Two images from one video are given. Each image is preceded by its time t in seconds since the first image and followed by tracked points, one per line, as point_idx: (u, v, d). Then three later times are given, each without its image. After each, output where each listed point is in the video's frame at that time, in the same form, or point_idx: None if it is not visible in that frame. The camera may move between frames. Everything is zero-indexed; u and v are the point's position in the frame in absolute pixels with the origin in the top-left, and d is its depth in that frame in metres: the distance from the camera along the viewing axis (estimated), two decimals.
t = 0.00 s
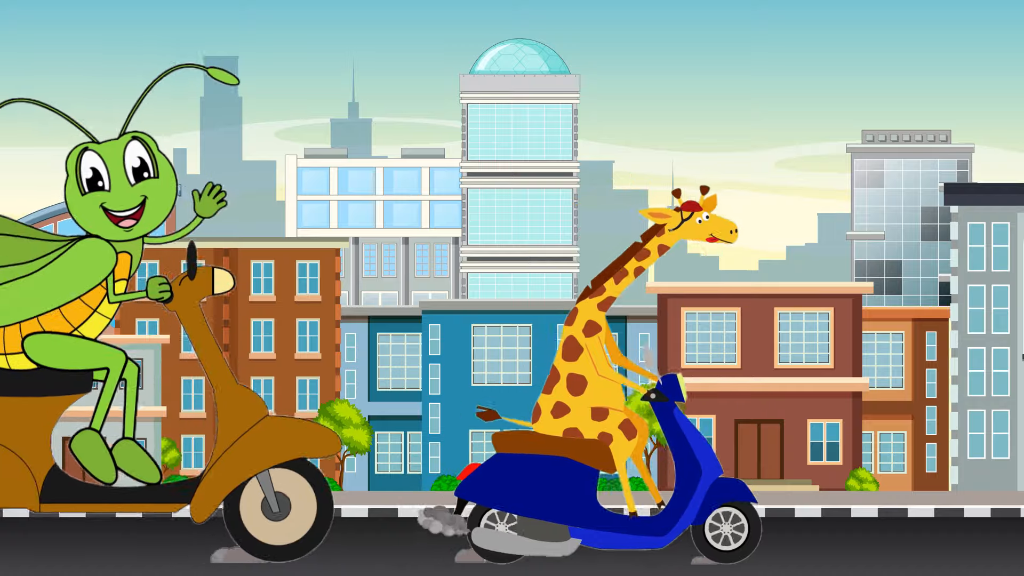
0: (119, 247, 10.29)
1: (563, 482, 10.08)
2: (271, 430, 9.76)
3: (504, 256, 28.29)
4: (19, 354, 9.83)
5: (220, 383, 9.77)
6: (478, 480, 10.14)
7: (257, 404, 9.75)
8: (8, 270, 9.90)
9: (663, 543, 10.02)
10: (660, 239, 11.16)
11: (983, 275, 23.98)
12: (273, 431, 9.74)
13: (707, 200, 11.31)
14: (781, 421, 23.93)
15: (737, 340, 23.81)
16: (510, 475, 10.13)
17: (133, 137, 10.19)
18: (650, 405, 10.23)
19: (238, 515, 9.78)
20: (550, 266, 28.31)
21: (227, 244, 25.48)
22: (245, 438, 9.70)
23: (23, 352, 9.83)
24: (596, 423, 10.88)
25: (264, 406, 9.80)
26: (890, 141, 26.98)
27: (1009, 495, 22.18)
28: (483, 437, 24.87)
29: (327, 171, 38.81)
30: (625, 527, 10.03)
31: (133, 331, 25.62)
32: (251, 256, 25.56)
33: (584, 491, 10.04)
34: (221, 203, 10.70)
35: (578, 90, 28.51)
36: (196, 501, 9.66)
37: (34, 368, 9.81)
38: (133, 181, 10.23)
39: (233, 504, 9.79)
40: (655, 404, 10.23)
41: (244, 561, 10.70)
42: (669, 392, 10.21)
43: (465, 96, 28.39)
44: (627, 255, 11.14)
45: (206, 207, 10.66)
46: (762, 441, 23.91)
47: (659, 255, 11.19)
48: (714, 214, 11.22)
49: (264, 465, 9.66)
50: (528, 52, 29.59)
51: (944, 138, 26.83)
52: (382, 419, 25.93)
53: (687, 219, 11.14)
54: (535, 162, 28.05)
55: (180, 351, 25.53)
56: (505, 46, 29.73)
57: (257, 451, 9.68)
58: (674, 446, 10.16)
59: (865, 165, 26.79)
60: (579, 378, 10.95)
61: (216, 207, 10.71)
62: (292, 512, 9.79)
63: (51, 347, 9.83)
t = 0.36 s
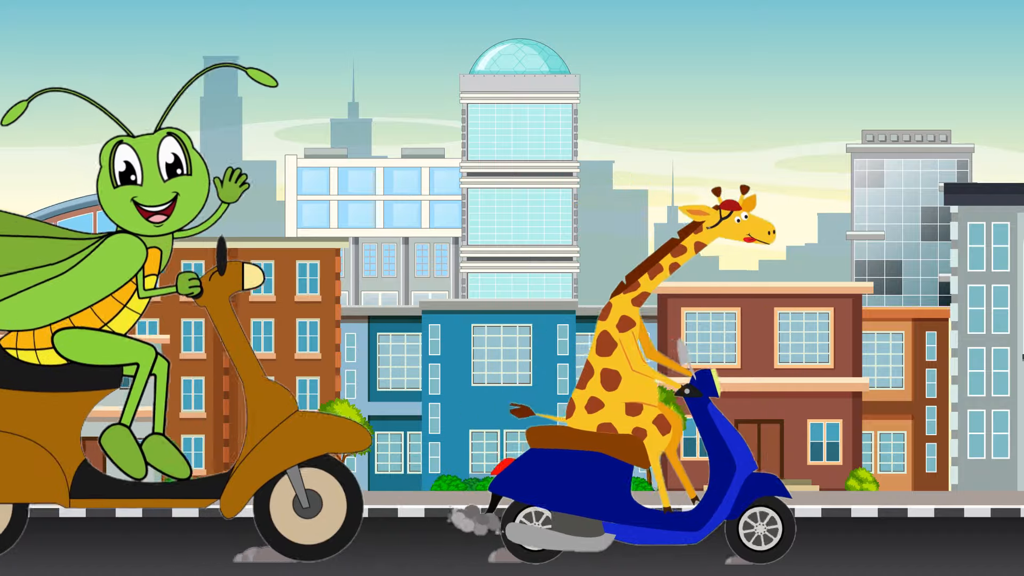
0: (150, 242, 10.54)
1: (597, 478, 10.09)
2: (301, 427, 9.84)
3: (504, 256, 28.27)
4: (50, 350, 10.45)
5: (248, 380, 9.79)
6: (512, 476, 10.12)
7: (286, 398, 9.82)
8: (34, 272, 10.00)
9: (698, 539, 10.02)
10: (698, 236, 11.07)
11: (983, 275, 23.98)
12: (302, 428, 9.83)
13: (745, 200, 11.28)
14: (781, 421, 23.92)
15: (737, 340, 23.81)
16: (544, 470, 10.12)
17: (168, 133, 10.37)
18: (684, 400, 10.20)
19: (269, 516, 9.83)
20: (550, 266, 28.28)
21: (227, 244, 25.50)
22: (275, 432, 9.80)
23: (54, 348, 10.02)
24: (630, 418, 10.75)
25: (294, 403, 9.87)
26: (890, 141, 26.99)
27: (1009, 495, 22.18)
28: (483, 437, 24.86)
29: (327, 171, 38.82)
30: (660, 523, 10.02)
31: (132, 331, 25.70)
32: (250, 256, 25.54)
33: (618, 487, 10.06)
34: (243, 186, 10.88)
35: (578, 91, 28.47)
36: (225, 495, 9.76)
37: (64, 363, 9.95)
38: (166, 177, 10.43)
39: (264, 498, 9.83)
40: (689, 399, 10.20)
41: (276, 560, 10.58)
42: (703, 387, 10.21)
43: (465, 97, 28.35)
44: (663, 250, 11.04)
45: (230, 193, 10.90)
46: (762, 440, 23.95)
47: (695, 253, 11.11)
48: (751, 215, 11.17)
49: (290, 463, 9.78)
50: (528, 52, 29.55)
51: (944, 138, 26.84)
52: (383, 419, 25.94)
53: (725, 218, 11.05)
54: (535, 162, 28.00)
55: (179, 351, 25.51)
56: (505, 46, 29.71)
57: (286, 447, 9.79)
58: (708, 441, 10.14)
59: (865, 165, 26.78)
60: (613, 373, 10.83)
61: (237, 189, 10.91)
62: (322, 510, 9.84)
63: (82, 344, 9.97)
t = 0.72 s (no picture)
0: (180, 239, 11.24)
1: (631, 481, 10.54)
2: (331, 422, 10.43)
3: (504, 256, 28.14)
4: (80, 347, 10.99)
5: (280, 377, 10.41)
6: (548, 479, 10.64)
7: (317, 396, 10.41)
8: (69, 264, 10.89)
9: (731, 543, 10.42)
10: (729, 238, 11.69)
11: (983, 275, 23.97)
12: (334, 424, 10.41)
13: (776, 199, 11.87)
14: (781, 421, 23.89)
15: (737, 340, 23.78)
16: (579, 474, 10.62)
17: (199, 132, 11.18)
18: (718, 403, 10.45)
19: (299, 516, 10.49)
20: (549, 266, 28.09)
21: (227, 244, 25.58)
22: (306, 430, 10.40)
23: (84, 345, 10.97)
24: (663, 422, 11.46)
25: (324, 400, 10.45)
26: (890, 141, 26.97)
27: (1009, 496, 22.17)
28: (483, 437, 24.87)
29: (327, 171, 38.82)
30: (693, 527, 10.43)
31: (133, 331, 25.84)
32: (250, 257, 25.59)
33: (652, 491, 10.50)
34: (271, 180, 11.33)
35: (578, 90, 28.39)
36: (257, 493, 10.35)
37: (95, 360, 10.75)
38: (197, 175, 11.25)
39: (294, 496, 10.48)
40: (723, 403, 10.44)
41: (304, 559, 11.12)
42: (737, 391, 10.42)
43: (465, 97, 28.30)
44: (695, 254, 11.69)
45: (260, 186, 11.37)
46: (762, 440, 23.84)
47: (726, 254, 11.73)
48: (781, 215, 11.80)
49: (324, 459, 10.35)
50: (528, 52, 29.45)
51: (944, 138, 26.82)
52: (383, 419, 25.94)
53: (754, 218, 11.74)
54: (535, 162, 28.02)
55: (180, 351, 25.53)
56: (505, 46, 29.64)
57: (318, 444, 10.36)
58: (742, 445, 10.46)
59: (865, 165, 26.79)
60: (647, 377, 11.49)
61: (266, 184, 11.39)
62: (354, 511, 10.46)
63: (110, 341, 10.78)
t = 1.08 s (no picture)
0: (211, 247, 11.44)
1: (665, 482, 10.77)
2: (359, 428, 10.73)
3: (504, 256, 28.14)
4: (110, 355, 10.97)
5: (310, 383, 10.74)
6: (582, 479, 10.85)
7: (345, 402, 10.74)
8: (100, 272, 11.11)
9: (765, 542, 10.79)
10: (760, 236, 11.86)
11: (983, 275, 23.97)
12: (361, 428, 10.71)
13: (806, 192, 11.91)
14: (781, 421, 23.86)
15: (736, 340, 23.72)
16: (614, 475, 10.83)
17: (224, 138, 11.32)
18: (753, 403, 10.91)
19: (329, 517, 10.81)
20: (549, 266, 28.13)
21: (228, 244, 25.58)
22: (336, 438, 10.69)
23: (115, 353, 10.95)
24: (698, 422, 11.69)
25: (353, 405, 10.77)
26: (890, 141, 26.95)
27: (1009, 495, 22.18)
28: (483, 437, 24.87)
29: (327, 171, 38.85)
30: (727, 526, 10.77)
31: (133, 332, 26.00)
32: (251, 256, 25.57)
33: (686, 491, 10.73)
34: (309, 200, 11.33)
35: (578, 90, 28.33)
36: (286, 501, 10.66)
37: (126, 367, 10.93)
38: (224, 181, 11.37)
39: (323, 504, 10.79)
40: (757, 402, 10.91)
41: (333, 559, 11.33)
42: (771, 391, 10.89)
43: (465, 97, 28.25)
44: (728, 254, 11.88)
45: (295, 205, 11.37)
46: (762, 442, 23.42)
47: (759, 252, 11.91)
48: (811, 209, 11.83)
49: (356, 463, 10.64)
50: (528, 52, 29.36)
51: (944, 138, 26.80)
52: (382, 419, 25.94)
53: (785, 215, 11.80)
54: (535, 162, 28.03)
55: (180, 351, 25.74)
56: (505, 46, 29.56)
57: (346, 449, 10.66)
58: (776, 445, 10.86)
59: (865, 165, 26.77)
60: (682, 377, 11.77)
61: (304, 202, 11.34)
62: (384, 515, 10.79)
63: (140, 347, 10.94)
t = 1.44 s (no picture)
0: (241, 238, 11.64)
1: (699, 478, 10.99)
2: (391, 423, 10.96)
3: (504, 256, 28.15)
4: (141, 347, 11.24)
5: (342, 377, 10.96)
6: (616, 474, 11.02)
7: (378, 397, 10.94)
8: (133, 264, 11.39)
9: (798, 540, 10.90)
10: (792, 231, 12.31)
11: (983, 275, 23.93)
12: (394, 423, 10.95)
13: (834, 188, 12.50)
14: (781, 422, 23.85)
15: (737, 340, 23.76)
16: (649, 471, 11.02)
17: (249, 129, 11.61)
18: (786, 400, 11.08)
19: (360, 514, 10.97)
20: (549, 266, 28.13)
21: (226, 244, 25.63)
22: (368, 428, 10.93)
23: (144, 344, 11.23)
24: (732, 419, 11.97)
25: (385, 400, 11.00)
26: (890, 141, 26.92)
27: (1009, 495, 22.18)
28: (483, 437, 24.78)
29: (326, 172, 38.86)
30: (762, 523, 10.91)
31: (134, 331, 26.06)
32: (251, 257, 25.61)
33: (719, 486, 10.98)
34: (338, 190, 11.59)
35: (578, 90, 28.28)
36: (317, 494, 10.89)
37: (156, 358, 11.22)
38: (253, 173, 11.64)
39: (354, 497, 10.98)
40: (790, 399, 11.08)
41: (363, 558, 11.49)
42: (802, 387, 11.12)
43: (465, 97, 28.21)
44: (761, 250, 12.21)
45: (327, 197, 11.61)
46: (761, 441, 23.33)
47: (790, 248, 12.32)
48: (840, 203, 12.42)
49: (386, 457, 10.89)
50: (528, 51, 29.31)
51: (944, 138, 26.78)
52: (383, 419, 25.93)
53: (816, 209, 12.31)
54: (535, 162, 28.02)
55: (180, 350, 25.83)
56: (505, 46, 29.52)
57: (378, 444, 10.90)
58: (810, 443, 11.00)
59: (865, 165, 26.76)
60: (715, 374, 12.04)
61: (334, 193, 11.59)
62: (412, 514, 10.97)
63: (170, 340, 11.20)
